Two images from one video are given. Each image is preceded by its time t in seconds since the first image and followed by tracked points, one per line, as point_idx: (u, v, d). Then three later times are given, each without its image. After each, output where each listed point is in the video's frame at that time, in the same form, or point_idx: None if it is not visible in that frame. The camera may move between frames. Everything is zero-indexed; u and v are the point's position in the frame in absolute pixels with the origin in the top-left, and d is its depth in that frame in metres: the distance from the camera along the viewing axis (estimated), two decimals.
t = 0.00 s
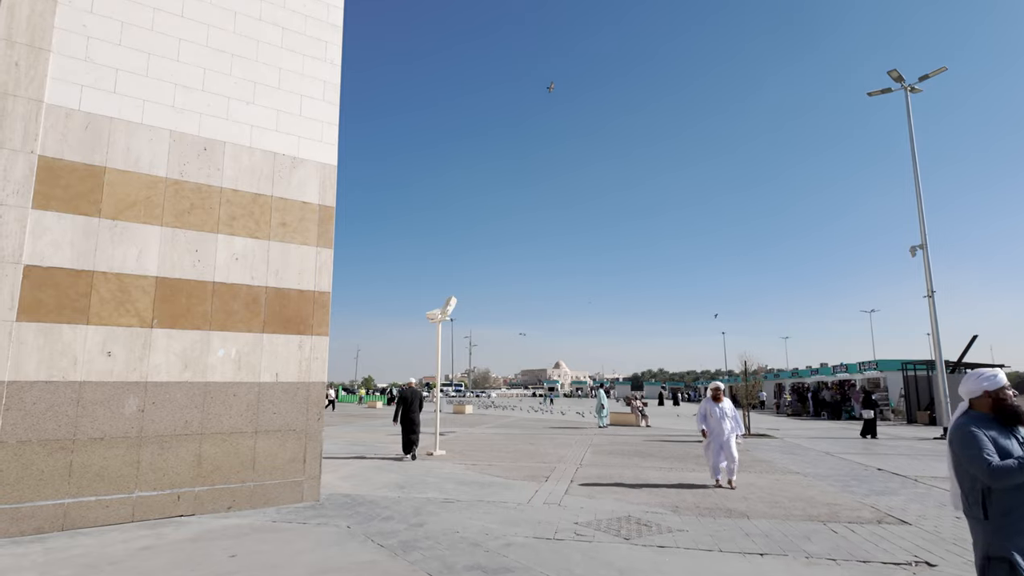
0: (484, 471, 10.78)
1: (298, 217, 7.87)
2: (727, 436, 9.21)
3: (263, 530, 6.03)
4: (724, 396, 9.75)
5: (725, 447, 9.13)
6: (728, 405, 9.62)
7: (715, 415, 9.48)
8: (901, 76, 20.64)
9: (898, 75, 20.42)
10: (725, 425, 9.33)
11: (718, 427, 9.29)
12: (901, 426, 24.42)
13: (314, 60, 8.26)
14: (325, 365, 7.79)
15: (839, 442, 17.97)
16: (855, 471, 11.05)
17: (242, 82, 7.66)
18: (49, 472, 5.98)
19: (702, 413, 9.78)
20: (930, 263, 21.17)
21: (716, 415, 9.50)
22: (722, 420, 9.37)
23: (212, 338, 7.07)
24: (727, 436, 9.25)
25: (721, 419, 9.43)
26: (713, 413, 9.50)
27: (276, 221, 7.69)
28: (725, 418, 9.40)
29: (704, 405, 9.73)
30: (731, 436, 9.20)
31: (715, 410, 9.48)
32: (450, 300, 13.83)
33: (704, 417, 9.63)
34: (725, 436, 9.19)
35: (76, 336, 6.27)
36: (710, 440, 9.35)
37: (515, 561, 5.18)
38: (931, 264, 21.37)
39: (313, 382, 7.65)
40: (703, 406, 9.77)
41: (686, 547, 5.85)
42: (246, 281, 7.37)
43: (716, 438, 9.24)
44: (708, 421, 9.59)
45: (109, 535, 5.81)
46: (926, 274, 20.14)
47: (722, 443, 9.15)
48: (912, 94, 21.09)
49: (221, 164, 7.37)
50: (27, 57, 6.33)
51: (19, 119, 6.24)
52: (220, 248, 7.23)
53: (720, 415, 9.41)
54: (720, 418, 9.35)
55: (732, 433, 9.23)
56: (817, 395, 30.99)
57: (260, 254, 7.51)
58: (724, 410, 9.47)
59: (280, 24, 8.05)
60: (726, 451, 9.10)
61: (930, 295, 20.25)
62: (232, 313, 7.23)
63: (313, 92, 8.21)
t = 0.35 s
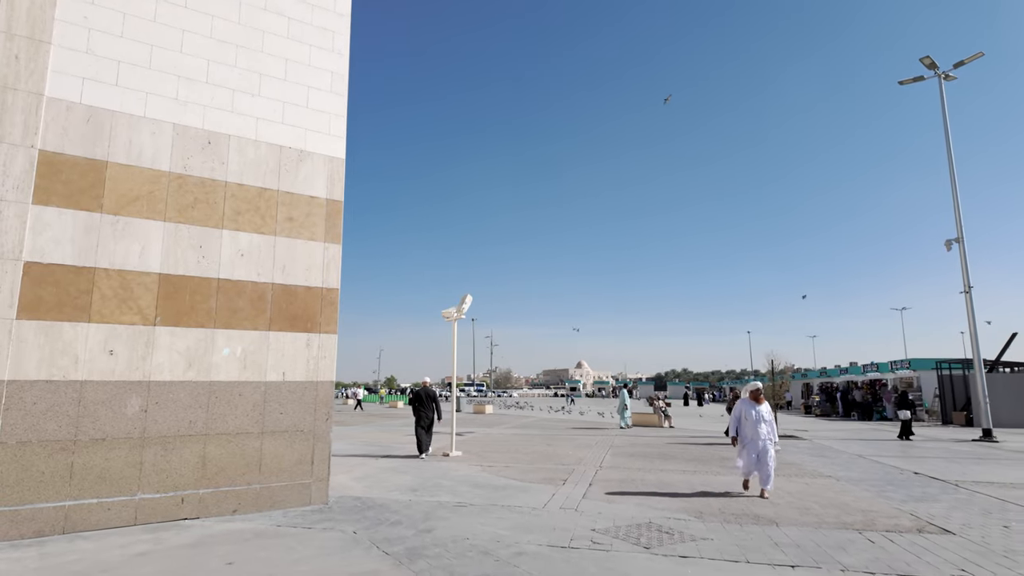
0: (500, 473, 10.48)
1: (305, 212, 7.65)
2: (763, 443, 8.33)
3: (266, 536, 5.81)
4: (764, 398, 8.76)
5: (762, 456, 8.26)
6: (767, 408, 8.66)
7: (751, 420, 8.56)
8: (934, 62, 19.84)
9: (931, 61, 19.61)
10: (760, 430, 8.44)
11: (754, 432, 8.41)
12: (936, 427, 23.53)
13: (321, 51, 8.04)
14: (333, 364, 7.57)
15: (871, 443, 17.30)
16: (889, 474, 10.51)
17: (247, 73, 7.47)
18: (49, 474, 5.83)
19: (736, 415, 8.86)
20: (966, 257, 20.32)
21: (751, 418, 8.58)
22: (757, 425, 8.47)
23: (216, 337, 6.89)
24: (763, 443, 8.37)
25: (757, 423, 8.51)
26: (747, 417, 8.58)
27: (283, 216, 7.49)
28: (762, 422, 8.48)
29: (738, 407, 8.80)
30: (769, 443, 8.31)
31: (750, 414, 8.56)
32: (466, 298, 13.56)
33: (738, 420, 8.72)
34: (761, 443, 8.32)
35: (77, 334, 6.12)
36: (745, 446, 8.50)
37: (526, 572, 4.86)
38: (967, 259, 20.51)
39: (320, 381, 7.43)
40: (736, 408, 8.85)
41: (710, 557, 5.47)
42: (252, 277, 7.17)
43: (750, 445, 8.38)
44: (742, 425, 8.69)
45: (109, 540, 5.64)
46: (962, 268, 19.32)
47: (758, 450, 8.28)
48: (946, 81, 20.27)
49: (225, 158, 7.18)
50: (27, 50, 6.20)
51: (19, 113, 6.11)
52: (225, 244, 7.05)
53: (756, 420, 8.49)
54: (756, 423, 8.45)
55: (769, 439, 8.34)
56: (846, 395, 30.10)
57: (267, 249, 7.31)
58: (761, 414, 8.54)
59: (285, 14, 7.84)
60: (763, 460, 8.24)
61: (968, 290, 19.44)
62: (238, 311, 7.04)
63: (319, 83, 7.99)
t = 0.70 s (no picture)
0: (516, 476, 10.17)
1: (312, 207, 7.45)
2: (800, 450, 7.65)
3: (268, 542, 5.59)
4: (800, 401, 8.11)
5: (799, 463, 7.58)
6: (802, 411, 8.00)
7: (785, 424, 7.88)
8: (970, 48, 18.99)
9: (967, 47, 18.77)
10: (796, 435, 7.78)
11: (789, 437, 7.73)
12: (973, 429, 22.61)
13: (327, 42, 7.83)
14: (341, 363, 7.34)
15: (905, 445, 16.62)
16: (927, 480, 9.96)
17: (251, 65, 7.28)
18: (49, 476, 5.69)
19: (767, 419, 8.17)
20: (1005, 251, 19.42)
21: (786, 422, 7.90)
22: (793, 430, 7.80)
23: (221, 335, 6.71)
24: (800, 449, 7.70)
25: (793, 427, 7.83)
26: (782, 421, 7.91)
27: (289, 211, 7.29)
28: (798, 427, 7.81)
29: (771, 410, 8.12)
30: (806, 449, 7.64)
31: (785, 417, 7.88)
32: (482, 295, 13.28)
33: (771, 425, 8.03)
34: (798, 449, 7.65)
35: (78, 333, 5.98)
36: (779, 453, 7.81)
37: None
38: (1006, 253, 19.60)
39: (328, 381, 7.21)
40: (769, 411, 8.16)
41: (736, 570, 5.10)
42: (257, 274, 6.98)
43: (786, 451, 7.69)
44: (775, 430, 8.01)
45: (109, 545, 5.47)
46: (1001, 263, 18.47)
47: (794, 457, 7.60)
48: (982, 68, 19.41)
49: (229, 152, 7.00)
50: (26, 43, 6.07)
51: (19, 107, 5.99)
52: (229, 240, 6.86)
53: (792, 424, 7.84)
54: (792, 427, 7.77)
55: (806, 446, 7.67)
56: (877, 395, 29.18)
57: (272, 246, 7.11)
58: (797, 418, 7.86)
59: (291, 4, 7.63)
60: (800, 467, 7.57)
61: (1007, 286, 18.59)
62: (243, 308, 6.85)
63: (326, 75, 7.77)
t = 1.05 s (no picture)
0: (518, 476, 9.84)
1: (304, 197, 7.16)
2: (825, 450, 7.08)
3: (252, 547, 5.30)
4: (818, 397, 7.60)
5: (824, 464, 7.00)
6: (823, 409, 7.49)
7: (807, 423, 7.34)
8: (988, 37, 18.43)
9: (985, 35, 18.22)
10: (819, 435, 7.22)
11: (813, 438, 7.16)
12: (992, 429, 22.03)
13: (320, 26, 7.54)
14: (334, 359, 7.06)
15: (922, 446, 16.13)
16: (948, 482, 9.52)
17: (241, 49, 7.00)
18: (26, 476, 5.44)
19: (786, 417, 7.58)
20: None
21: (808, 423, 7.36)
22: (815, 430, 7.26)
23: (207, 330, 6.44)
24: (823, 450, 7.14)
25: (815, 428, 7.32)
26: (803, 420, 7.37)
27: (280, 201, 7.01)
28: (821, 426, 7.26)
29: (790, 409, 7.57)
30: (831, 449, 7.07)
31: (806, 417, 7.34)
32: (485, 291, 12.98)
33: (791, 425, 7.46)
34: (821, 450, 7.08)
35: (57, 327, 5.73)
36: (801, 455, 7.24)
37: None
38: None
39: (320, 377, 6.93)
40: (788, 410, 7.58)
41: None
42: (246, 266, 6.71)
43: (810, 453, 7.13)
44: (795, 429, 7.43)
45: (86, 550, 5.21)
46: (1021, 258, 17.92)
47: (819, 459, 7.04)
48: (1001, 57, 18.84)
49: (217, 139, 6.73)
50: (4, 25, 5.82)
51: None
52: (217, 230, 6.60)
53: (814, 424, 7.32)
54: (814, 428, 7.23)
55: (831, 445, 7.10)
56: (891, 395, 28.58)
57: (262, 237, 6.83)
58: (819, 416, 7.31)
59: None
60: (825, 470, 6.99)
61: None
62: (231, 302, 6.58)
63: (319, 60, 7.48)
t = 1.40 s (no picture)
0: (513, 479, 9.54)
1: (286, 189, 6.87)
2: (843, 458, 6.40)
3: (224, 557, 5.00)
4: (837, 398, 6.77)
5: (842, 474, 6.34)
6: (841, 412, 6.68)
7: (823, 428, 6.58)
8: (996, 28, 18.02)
9: (993, 27, 17.82)
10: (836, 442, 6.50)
11: (830, 446, 6.47)
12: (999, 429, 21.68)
13: (304, 11, 7.23)
14: (317, 358, 6.77)
15: (928, 447, 15.79)
16: (958, 485, 9.19)
17: (220, 34, 6.69)
18: None
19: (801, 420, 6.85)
20: None
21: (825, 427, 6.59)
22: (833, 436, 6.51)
23: (183, 327, 6.15)
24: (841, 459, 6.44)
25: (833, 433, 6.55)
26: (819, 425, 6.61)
27: (260, 193, 6.72)
28: (840, 431, 6.52)
29: (805, 412, 6.82)
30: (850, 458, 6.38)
31: (823, 421, 6.59)
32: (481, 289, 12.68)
33: (806, 429, 6.74)
34: (839, 458, 6.39)
35: (22, 325, 5.44)
36: (816, 462, 6.56)
37: None
38: None
39: (302, 377, 6.64)
40: (804, 412, 6.84)
41: None
42: (224, 261, 6.42)
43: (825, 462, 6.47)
44: (810, 434, 6.71)
45: (49, 560, 4.93)
46: None
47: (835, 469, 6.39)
48: (1009, 49, 18.45)
49: (194, 128, 6.44)
50: None
51: None
52: (193, 223, 6.31)
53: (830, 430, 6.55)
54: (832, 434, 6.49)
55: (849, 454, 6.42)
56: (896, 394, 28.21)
57: (241, 230, 6.55)
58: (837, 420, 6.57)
59: None
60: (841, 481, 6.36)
61: None
62: (208, 298, 6.29)
63: (302, 47, 7.18)
